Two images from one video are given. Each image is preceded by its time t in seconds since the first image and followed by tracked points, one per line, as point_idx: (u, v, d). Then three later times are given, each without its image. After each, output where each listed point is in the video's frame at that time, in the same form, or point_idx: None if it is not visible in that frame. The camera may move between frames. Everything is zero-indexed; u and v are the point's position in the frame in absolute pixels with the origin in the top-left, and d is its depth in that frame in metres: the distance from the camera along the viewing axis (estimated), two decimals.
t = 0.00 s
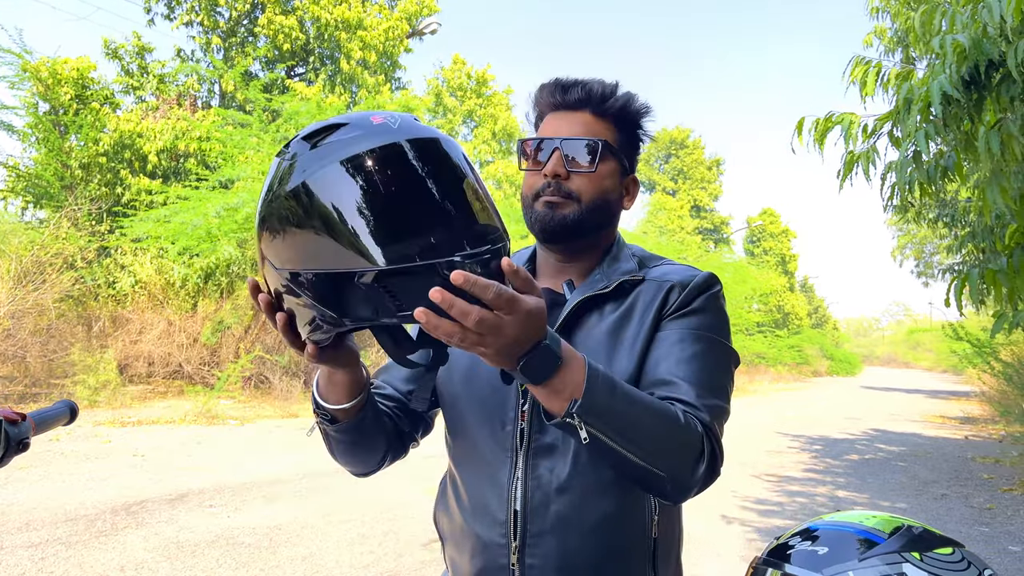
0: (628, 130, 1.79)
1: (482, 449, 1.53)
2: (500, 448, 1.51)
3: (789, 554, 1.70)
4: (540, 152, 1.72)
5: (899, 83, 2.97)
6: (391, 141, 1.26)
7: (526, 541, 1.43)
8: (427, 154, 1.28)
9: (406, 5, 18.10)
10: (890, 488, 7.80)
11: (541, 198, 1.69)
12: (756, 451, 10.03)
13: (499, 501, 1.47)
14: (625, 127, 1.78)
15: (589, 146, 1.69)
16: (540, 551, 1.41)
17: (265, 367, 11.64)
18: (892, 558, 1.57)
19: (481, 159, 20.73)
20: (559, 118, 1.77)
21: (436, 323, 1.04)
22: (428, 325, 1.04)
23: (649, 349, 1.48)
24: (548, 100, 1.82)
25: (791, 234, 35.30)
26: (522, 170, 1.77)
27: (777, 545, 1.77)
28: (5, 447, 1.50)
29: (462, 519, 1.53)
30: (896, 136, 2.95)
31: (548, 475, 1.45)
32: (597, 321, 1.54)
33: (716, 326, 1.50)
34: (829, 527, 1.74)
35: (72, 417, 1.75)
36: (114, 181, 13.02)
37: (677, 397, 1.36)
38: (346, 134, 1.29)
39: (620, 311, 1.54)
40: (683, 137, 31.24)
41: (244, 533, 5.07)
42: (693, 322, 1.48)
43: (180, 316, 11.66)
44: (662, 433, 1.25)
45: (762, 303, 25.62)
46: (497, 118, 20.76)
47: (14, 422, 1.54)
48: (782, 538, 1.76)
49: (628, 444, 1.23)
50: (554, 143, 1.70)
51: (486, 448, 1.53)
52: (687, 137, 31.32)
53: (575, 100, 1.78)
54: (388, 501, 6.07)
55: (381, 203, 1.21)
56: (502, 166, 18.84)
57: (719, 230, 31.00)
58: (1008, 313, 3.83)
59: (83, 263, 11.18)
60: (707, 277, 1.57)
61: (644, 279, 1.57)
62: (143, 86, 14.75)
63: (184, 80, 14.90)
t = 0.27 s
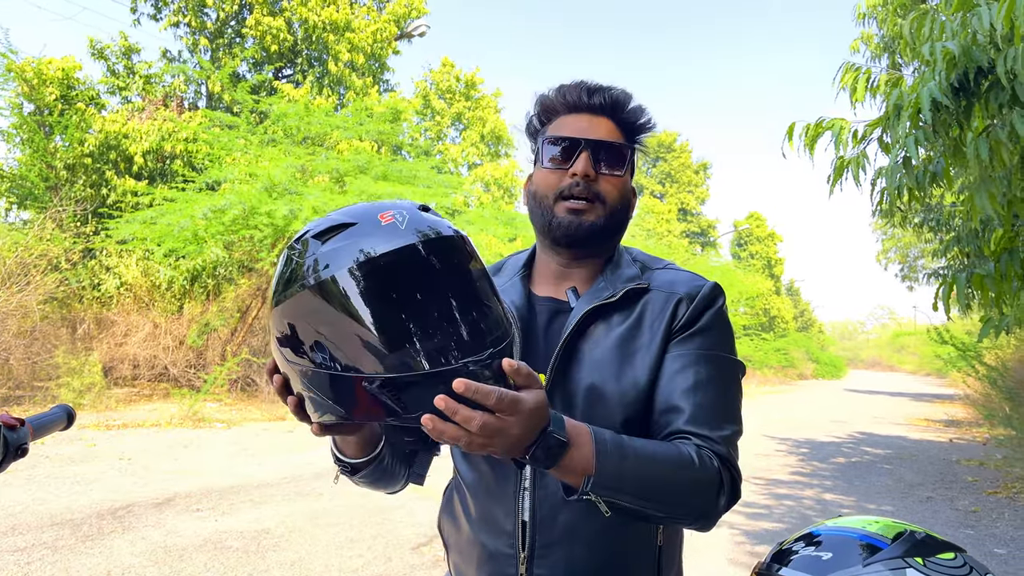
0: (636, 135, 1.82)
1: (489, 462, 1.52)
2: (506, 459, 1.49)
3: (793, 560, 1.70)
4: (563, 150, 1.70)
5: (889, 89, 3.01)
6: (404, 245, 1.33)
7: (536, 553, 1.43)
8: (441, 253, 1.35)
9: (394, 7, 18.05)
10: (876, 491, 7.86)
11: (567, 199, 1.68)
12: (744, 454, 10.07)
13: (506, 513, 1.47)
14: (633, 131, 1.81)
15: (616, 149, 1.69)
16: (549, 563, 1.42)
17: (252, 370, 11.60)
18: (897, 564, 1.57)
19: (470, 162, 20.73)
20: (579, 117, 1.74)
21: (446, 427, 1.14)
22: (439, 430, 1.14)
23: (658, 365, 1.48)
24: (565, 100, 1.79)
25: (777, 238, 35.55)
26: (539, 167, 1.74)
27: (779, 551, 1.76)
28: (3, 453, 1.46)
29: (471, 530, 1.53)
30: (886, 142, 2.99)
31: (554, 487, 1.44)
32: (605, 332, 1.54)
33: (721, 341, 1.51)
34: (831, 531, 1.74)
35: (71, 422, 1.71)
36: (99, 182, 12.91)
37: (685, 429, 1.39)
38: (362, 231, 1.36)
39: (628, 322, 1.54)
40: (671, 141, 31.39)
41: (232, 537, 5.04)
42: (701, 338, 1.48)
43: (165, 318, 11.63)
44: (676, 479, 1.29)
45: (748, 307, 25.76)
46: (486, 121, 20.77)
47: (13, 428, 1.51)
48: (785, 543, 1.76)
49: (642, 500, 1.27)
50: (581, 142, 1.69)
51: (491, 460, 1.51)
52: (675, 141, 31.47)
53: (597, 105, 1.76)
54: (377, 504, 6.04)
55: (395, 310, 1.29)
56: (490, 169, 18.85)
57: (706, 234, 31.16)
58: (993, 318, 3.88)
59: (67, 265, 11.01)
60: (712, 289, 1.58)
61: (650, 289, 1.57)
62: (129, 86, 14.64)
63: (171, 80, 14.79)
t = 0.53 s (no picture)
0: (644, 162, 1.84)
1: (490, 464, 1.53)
2: (508, 462, 1.51)
3: (796, 567, 1.70)
4: (577, 162, 1.71)
5: (879, 97, 3.04)
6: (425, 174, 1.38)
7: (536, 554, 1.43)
8: (459, 181, 1.40)
9: (385, 11, 18.03)
10: (865, 495, 7.91)
11: (576, 214, 1.68)
12: (733, 458, 10.11)
13: (507, 515, 1.48)
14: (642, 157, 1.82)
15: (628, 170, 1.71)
16: (549, 565, 1.42)
17: (241, 374, 11.56)
18: (896, 569, 1.57)
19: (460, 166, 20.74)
20: (594, 134, 1.75)
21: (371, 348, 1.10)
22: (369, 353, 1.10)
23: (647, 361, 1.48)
24: (576, 111, 1.80)
25: (766, 243, 35.75)
26: (550, 179, 1.73)
27: (781, 558, 1.78)
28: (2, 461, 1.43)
29: (473, 534, 1.54)
30: (877, 149, 3.01)
31: (554, 490, 1.44)
32: (596, 336, 1.55)
33: (710, 330, 1.49)
34: (833, 538, 1.75)
35: (69, 429, 1.68)
36: (87, 185, 12.81)
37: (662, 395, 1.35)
38: (373, 169, 1.40)
39: (620, 325, 1.54)
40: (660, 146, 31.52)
41: (222, 542, 5.00)
42: (691, 328, 1.47)
43: (153, 321, 11.55)
44: (646, 437, 1.24)
45: (737, 311, 25.88)
46: (476, 126, 20.80)
47: (13, 434, 1.48)
48: (789, 550, 1.76)
49: (613, 456, 1.22)
50: (595, 160, 1.69)
51: (493, 462, 1.53)
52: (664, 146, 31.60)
53: (607, 118, 1.77)
54: (368, 509, 6.01)
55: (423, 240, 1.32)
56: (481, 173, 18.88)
57: (695, 239, 31.30)
58: (982, 325, 3.92)
59: (55, 268, 10.82)
60: (704, 287, 1.58)
61: (642, 291, 1.58)
62: (118, 89, 14.54)
63: (160, 83, 14.70)
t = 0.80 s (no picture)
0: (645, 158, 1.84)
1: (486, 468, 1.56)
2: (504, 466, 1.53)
3: (795, 569, 1.70)
4: (573, 175, 1.72)
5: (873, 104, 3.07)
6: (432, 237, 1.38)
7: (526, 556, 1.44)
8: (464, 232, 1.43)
9: (378, 15, 18.05)
10: (856, 500, 7.95)
11: (577, 223, 1.70)
12: (725, 463, 10.14)
13: (501, 518, 1.50)
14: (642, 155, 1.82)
15: (625, 175, 1.71)
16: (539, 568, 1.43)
17: (234, 379, 11.53)
18: (896, 572, 1.58)
19: (453, 171, 20.76)
20: (589, 142, 1.75)
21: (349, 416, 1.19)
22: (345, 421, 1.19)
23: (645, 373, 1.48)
24: (572, 119, 1.80)
25: (757, 248, 35.91)
26: (550, 190, 1.75)
27: (781, 560, 1.78)
28: (6, 463, 1.42)
29: (470, 535, 1.57)
30: (870, 157, 3.05)
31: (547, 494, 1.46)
32: (595, 345, 1.56)
33: (708, 345, 1.47)
34: (832, 542, 1.76)
35: (72, 432, 1.67)
36: (79, 188, 12.77)
37: (655, 420, 1.33)
38: (371, 234, 1.40)
39: (618, 333, 1.55)
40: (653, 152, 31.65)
41: (215, 547, 4.98)
42: (688, 343, 1.45)
43: (145, 325, 11.53)
44: (633, 468, 1.21)
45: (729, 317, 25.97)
46: (469, 131, 20.83)
47: (18, 438, 1.48)
48: (788, 554, 1.77)
49: (601, 497, 1.19)
50: (591, 168, 1.70)
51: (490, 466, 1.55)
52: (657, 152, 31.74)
53: (604, 124, 1.77)
54: (361, 514, 6.00)
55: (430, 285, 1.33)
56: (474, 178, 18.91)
57: (688, 244, 31.43)
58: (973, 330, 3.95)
59: (46, 272, 10.73)
60: (705, 299, 1.56)
61: (641, 301, 1.59)
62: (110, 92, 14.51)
63: (153, 86, 14.67)
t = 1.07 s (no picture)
0: (639, 164, 1.84)
1: (487, 473, 1.57)
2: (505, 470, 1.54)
3: (796, 571, 1.71)
4: (557, 183, 1.75)
5: (867, 111, 3.10)
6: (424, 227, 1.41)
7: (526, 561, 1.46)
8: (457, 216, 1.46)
9: (374, 19, 18.06)
10: (850, 505, 7.98)
11: (561, 231, 1.72)
12: (720, 467, 10.16)
13: (503, 523, 1.51)
14: (635, 160, 1.82)
15: (607, 182, 1.72)
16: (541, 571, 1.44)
17: (228, 382, 11.53)
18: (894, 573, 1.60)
19: (448, 175, 20.78)
20: (573, 151, 1.78)
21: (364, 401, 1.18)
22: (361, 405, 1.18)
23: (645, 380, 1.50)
24: (558, 130, 1.84)
25: (751, 253, 36.03)
26: (537, 200, 1.78)
27: (782, 563, 1.79)
28: (14, 467, 1.42)
29: (472, 540, 1.58)
30: (866, 163, 3.07)
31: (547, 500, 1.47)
32: (594, 351, 1.57)
33: (707, 352, 1.49)
34: (831, 544, 1.77)
35: (78, 436, 1.68)
36: (73, 191, 12.74)
37: (659, 428, 1.35)
38: (374, 219, 1.42)
39: (618, 339, 1.56)
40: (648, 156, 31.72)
41: (211, 551, 4.97)
42: (687, 350, 1.47)
43: (139, 328, 11.49)
44: (639, 472, 1.23)
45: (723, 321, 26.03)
46: (465, 135, 20.85)
47: (26, 442, 1.49)
48: (788, 556, 1.78)
49: (608, 496, 1.22)
50: (573, 176, 1.73)
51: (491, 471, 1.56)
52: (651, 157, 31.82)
53: (588, 133, 1.80)
54: (357, 517, 5.99)
55: (422, 262, 1.37)
56: (469, 182, 18.97)
57: (682, 248, 31.50)
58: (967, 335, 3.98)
59: (40, 275, 10.69)
60: (704, 306, 1.57)
61: (641, 306, 1.60)
62: (105, 95, 14.49)
63: (148, 89, 14.65)
